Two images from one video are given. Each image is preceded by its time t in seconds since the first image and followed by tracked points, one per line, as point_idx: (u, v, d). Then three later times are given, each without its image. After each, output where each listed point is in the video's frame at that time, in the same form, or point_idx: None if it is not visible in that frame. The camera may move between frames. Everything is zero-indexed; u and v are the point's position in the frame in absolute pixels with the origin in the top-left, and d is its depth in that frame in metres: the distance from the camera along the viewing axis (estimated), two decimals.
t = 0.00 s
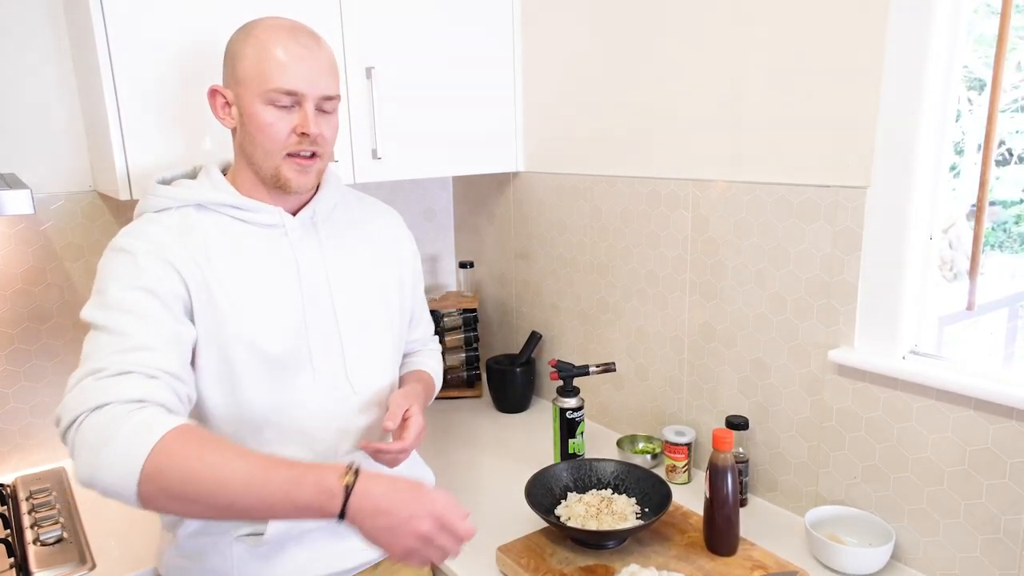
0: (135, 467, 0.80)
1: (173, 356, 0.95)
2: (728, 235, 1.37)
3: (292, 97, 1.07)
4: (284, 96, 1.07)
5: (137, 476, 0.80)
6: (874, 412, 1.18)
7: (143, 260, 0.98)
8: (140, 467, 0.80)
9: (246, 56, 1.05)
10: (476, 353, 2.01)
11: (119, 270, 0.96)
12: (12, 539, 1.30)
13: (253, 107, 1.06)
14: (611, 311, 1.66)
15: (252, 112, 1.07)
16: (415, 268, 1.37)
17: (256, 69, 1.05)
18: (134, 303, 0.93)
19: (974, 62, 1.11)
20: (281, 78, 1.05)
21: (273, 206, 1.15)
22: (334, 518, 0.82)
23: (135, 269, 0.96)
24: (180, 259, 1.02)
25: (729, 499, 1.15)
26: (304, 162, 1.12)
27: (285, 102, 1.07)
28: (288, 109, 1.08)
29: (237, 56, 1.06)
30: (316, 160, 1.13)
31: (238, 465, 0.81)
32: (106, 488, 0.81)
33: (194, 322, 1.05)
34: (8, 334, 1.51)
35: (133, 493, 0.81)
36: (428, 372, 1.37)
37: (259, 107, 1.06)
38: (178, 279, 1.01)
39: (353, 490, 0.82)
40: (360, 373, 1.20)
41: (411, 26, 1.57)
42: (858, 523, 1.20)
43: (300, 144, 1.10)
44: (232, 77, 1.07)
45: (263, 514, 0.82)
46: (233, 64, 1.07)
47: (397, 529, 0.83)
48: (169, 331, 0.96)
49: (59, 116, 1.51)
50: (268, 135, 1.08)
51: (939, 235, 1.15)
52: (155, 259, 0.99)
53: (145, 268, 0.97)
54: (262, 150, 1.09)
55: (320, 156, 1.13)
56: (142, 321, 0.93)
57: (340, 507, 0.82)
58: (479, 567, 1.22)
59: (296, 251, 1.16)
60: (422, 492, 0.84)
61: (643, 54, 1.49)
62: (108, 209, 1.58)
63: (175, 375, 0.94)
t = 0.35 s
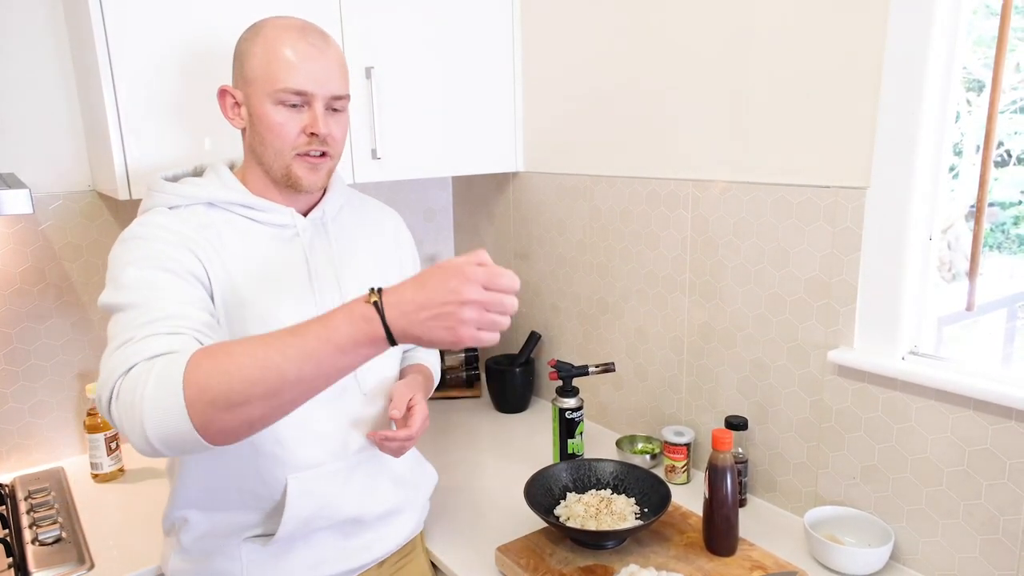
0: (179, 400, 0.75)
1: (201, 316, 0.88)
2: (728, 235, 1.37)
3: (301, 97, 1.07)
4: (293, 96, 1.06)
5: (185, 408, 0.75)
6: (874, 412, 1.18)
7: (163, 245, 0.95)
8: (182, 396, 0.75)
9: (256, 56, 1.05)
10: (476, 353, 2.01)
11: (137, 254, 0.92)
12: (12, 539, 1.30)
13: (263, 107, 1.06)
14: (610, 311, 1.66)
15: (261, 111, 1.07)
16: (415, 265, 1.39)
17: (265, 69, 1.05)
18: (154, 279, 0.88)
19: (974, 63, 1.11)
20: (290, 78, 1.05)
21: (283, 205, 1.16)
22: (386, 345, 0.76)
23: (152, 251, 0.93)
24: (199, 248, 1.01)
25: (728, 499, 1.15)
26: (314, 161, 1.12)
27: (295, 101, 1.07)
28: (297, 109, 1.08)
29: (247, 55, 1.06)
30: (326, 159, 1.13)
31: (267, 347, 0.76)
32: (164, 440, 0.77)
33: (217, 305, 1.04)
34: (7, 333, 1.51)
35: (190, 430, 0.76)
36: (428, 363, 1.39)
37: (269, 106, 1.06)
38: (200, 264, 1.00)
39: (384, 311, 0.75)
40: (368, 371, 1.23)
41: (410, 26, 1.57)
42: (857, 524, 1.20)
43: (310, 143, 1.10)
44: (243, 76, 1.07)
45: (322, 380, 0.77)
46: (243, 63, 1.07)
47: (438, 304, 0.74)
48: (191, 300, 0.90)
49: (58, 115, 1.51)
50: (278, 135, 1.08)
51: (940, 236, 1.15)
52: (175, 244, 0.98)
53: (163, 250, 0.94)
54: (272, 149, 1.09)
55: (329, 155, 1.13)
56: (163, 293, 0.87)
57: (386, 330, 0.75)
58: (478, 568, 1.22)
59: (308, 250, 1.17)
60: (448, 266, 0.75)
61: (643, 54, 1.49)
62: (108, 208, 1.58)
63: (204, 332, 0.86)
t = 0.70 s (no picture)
0: (172, 433, 0.73)
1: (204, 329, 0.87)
2: (727, 234, 1.37)
3: (297, 97, 1.07)
4: (289, 96, 1.06)
5: (178, 440, 0.73)
6: (873, 412, 1.18)
7: (163, 250, 0.95)
8: (174, 429, 0.73)
9: (253, 55, 1.05)
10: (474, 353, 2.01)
11: (138, 260, 0.92)
12: (10, 538, 1.29)
13: (260, 106, 1.06)
14: (609, 311, 1.66)
15: (258, 110, 1.07)
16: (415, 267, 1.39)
17: (261, 68, 1.05)
18: (156, 289, 0.88)
19: (972, 63, 1.11)
20: (286, 77, 1.05)
21: (281, 203, 1.16)
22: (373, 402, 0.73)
23: (152, 256, 0.92)
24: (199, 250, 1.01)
25: (728, 499, 1.15)
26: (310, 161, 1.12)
27: (291, 102, 1.07)
28: (293, 109, 1.07)
29: (244, 55, 1.06)
30: (322, 159, 1.13)
31: (259, 391, 0.73)
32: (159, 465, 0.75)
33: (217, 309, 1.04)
34: (5, 333, 1.51)
35: (182, 461, 0.74)
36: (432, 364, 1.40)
37: (265, 106, 1.06)
38: (200, 269, 0.99)
39: (374, 375, 0.71)
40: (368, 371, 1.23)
41: (410, 25, 1.57)
42: (856, 524, 1.21)
43: (305, 144, 1.09)
44: (241, 75, 1.07)
45: (311, 433, 0.74)
46: (241, 62, 1.07)
47: (426, 375, 0.70)
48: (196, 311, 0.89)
49: (57, 114, 1.50)
50: (273, 134, 1.08)
51: (938, 235, 1.15)
52: (175, 249, 0.97)
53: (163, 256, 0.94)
54: (268, 148, 1.09)
55: (325, 155, 1.13)
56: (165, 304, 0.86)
57: (373, 395, 0.72)
58: (477, 567, 1.22)
59: (306, 248, 1.17)
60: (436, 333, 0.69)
61: (642, 53, 1.49)
62: (106, 207, 1.57)
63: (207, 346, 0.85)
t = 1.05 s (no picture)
0: (110, 452, 0.76)
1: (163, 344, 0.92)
2: (724, 235, 1.37)
3: (270, 91, 1.07)
4: (262, 90, 1.07)
5: (115, 461, 0.77)
6: (869, 412, 1.18)
7: (145, 252, 0.98)
8: (115, 451, 0.77)
9: (232, 52, 1.07)
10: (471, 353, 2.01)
11: (120, 258, 0.95)
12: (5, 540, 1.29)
13: (236, 101, 1.07)
14: (606, 311, 1.66)
15: (235, 105, 1.08)
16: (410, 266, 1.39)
17: (237, 63, 1.06)
18: (130, 291, 0.92)
19: (968, 64, 1.11)
20: (258, 70, 1.06)
21: (271, 203, 1.16)
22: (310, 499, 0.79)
23: (136, 258, 0.96)
24: (182, 252, 1.03)
25: (725, 499, 1.15)
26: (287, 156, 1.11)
27: (264, 95, 1.08)
28: (268, 103, 1.08)
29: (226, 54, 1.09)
30: (300, 155, 1.12)
31: (218, 446, 0.78)
32: (80, 476, 0.78)
33: (190, 317, 1.05)
34: None
35: (110, 480, 0.77)
36: (426, 370, 1.39)
37: (242, 101, 1.07)
38: (177, 273, 1.02)
39: (323, 478, 0.78)
40: (360, 374, 1.22)
41: (406, 25, 1.57)
42: (853, 524, 1.21)
43: (279, 137, 1.09)
44: (223, 73, 1.10)
45: (242, 499, 0.79)
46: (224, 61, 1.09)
47: (369, 498, 0.78)
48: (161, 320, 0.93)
49: (52, 114, 1.50)
50: (247, 128, 1.08)
51: (934, 236, 1.16)
52: (157, 249, 1.00)
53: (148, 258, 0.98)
54: (245, 143, 1.10)
55: (302, 151, 1.12)
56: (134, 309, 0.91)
57: (315, 492, 0.78)
58: (474, 568, 1.22)
59: (295, 249, 1.16)
60: (391, 468, 0.79)
61: (639, 54, 1.49)
62: (101, 208, 1.57)
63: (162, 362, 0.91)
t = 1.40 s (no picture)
0: (101, 439, 0.75)
1: (158, 335, 0.92)
2: (723, 235, 1.37)
3: (253, 87, 1.07)
4: (245, 86, 1.07)
5: (105, 448, 0.75)
6: (867, 412, 1.18)
7: (135, 250, 0.98)
8: (105, 439, 0.75)
9: (214, 49, 1.07)
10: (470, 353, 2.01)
11: (111, 255, 0.96)
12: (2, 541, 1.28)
13: (220, 98, 1.08)
14: (605, 311, 1.66)
15: (219, 102, 1.08)
16: (408, 263, 1.38)
17: (220, 60, 1.06)
18: (120, 285, 0.92)
19: (966, 64, 1.11)
20: (241, 67, 1.06)
21: (259, 203, 1.16)
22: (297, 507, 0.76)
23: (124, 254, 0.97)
24: (171, 251, 1.03)
25: (723, 500, 1.15)
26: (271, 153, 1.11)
27: (247, 92, 1.08)
28: (251, 100, 1.08)
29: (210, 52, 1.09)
30: (283, 152, 1.12)
31: (207, 443, 0.76)
32: (73, 463, 0.76)
33: (182, 312, 1.04)
34: None
35: (98, 468, 0.76)
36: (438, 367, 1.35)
37: (225, 98, 1.07)
38: (167, 269, 1.01)
39: (315, 484, 0.75)
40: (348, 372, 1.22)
41: (404, 24, 1.57)
42: (852, 524, 1.21)
43: (262, 133, 1.09)
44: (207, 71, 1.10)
45: (227, 500, 0.76)
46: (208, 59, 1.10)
47: (360, 507, 0.74)
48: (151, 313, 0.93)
49: (49, 115, 1.49)
50: (230, 125, 1.08)
51: (932, 236, 1.15)
52: (145, 246, 1.00)
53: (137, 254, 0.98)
54: (229, 140, 1.10)
55: (286, 148, 1.12)
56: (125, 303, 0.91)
57: (303, 498, 0.75)
58: (472, 568, 1.21)
59: (283, 249, 1.16)
60: (389, 478, 0.75)
61: (637, 53, 1.49)
62: (99, 208, 1.56)
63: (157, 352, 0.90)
